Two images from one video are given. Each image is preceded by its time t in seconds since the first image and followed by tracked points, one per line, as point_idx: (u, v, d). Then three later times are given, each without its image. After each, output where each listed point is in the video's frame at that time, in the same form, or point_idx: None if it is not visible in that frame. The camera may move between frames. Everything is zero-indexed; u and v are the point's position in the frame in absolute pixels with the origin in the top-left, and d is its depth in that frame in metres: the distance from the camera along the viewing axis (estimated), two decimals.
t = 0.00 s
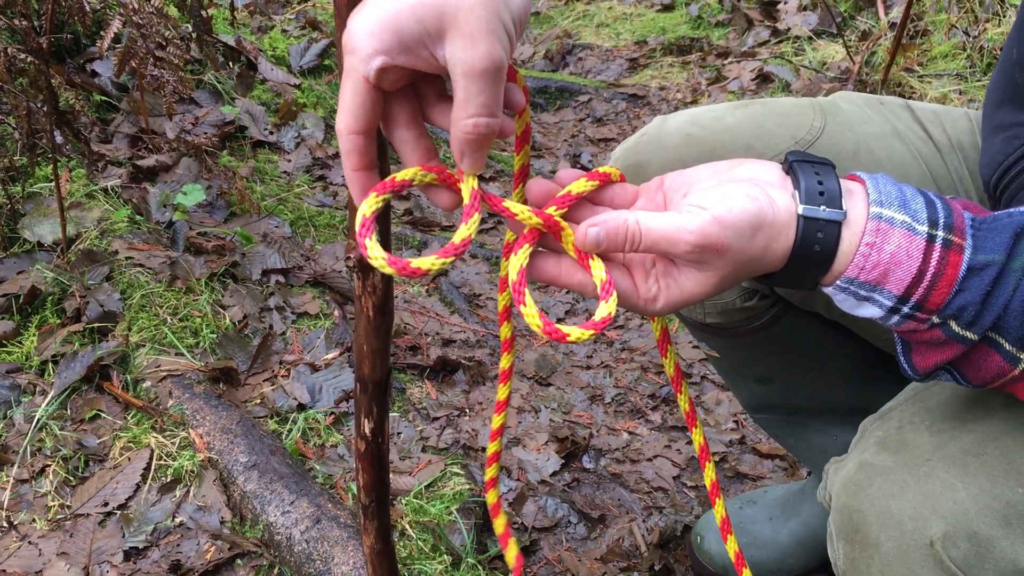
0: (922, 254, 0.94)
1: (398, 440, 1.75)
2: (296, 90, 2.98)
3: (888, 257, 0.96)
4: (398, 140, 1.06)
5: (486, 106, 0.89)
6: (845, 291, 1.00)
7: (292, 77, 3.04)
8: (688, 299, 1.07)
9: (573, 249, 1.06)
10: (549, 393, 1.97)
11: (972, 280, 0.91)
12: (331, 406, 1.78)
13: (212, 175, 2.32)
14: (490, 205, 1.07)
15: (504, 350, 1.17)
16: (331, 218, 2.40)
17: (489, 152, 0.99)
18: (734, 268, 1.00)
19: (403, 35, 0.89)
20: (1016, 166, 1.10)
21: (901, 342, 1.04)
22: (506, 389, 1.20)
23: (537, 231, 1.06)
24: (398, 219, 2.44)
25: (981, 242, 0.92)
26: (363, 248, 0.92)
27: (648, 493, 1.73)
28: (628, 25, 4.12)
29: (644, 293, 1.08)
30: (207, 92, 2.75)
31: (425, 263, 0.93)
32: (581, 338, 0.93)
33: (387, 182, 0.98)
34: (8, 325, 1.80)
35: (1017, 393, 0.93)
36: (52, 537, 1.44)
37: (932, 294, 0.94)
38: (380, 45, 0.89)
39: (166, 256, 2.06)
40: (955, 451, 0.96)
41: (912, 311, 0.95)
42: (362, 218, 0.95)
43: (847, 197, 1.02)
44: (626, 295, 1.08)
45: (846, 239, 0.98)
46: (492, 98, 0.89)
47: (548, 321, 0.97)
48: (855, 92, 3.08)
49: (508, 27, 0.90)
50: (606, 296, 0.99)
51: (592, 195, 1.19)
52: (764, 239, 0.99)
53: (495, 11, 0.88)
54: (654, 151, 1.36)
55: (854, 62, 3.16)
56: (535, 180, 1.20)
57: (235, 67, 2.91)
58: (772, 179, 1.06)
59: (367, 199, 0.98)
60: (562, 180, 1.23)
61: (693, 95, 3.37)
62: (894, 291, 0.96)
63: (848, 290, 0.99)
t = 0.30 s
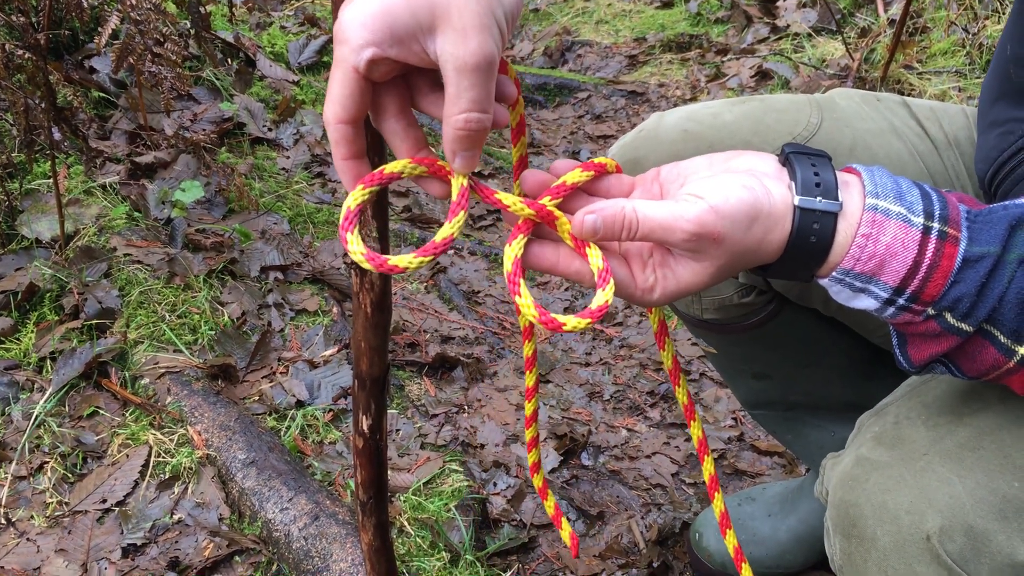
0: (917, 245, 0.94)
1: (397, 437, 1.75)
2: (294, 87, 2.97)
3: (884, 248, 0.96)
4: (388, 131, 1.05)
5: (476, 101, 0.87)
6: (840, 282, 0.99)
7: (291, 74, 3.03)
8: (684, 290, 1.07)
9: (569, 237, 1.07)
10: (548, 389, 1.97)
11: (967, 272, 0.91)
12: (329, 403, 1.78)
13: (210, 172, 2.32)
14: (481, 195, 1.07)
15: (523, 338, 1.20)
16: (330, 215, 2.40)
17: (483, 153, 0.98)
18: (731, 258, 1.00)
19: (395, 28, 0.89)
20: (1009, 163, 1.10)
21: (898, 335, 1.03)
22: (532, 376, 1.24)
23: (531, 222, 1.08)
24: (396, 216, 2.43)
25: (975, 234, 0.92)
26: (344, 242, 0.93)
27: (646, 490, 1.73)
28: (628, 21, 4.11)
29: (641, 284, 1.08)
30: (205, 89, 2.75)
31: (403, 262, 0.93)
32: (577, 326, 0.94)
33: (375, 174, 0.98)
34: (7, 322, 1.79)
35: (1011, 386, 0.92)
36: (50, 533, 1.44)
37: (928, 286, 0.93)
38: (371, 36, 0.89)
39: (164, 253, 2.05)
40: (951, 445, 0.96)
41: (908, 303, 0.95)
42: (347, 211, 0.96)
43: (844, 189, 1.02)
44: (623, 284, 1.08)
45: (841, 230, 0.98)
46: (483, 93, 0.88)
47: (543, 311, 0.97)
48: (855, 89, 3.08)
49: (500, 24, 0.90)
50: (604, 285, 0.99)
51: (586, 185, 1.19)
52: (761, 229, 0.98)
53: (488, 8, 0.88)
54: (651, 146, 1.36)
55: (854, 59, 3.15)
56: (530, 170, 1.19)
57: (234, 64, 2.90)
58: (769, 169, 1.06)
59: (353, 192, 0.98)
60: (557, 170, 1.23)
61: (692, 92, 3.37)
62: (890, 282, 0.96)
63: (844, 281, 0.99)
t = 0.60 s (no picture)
0: (919, 252, 0.94)
1: (398, 435, 1.75)
2: (295, 85, 2.97)
3: (885, 256, 0.96)
4: (399, 126, 1.06)
5: (490, 93, 0.87)
6: (843, 291, 1.00)
7: (292, 72, 3.03)
8: (691, 304, 1.07)
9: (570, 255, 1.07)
10: (549, 388, 1.97)
11: (970, 277, 0.91)
12: (330, 401, 1.78)
13: (211, 170, 2.32)
14: (492, 195, 1.07)
15: (494, 340, 1.18)
16: (331, 213, 2.40)
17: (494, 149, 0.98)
18: (733, 272, 1.00)
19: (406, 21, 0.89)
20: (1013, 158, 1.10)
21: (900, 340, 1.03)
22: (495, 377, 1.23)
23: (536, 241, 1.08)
24: (398, 214, 2.43)
25: (976, 238, 0.92)
26: (355, 231, 0.92)
27: (647, 489, 1.73)
28: (629, 20, 4.11)
29: (647, 301, 1.08)
30: (206, 87, 2.75)
31: (414, 253, 0.93)
32: (585, 341, 0.94)
33: (387, 164, 0.97)
34: (8, 320, 1.79)
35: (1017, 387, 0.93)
36: (51, 531, 1.44)
37: (931, 292, 0.93)
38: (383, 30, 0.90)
39: (165, 251, 2.05)
40: (955, 441, 0.96)
41: (911, 309, 0.95)
42: (359, 199, 0.96)
43: (841, 198, 1.01)
44: (629, 302, 1.07)
45: (841, 239, 0.98)
46: (496, 85, 0.88)
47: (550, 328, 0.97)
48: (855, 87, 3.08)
49: (511, 18, 0.91)
50: (608, 300, 0.98)
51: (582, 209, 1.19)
52: (761, 242, 0.98)
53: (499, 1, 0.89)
54: (658, 141, 1.36)
55: (854, 57, 3.15)
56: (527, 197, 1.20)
57: (235, 62, 2.90)
58: (766, 181, 1.06)
59: (365, 180, 0.97)
60: (552, 194, 1.23)
61: (693, 91, 3.36)
62: (892, 289, 0.96)
63: (846, 290, 0.99)
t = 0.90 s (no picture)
0: (916, 252, 0.93)
1: (399, 434, 1.75)
2: (297, 84, 2.98)
3: (883, 257, 0.95)
4: (399, 131, 1.05)
5: (491, 99, 0.88)
6: (841, 292, 0.99)
7: (293, 71, 3.03)
8: (692, 308, 1.07)
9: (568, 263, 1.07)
10: (550, 387, 1.97)
11: (967, 277, 0.91)
12: (331, 400, 1.78)
13: (212, 169, 2.32)
14: (492, 202, 1.07)
15: (497, 347, 1.22)
16: (332, 212, 2.40)
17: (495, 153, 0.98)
18: (733, 275, 1.00)
19: (408, 26, 0.89)
20: (1012, 157, 1.10)
21: (899, 341, 1.03)
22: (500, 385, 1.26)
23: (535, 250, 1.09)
24: (399, 213, 2.43)
25: (975, 239, 0.92)
26: (357, 236, 0.92)
27: (648, 488, 1.73)
28: (630, 19, 4.11)
29: (649, 306, 1.07)
30: (207, 86, 2.75)
31: (416, 258, 0.93)
32: (578, 346, 0.94)
33: (389, 169, 0.97)
34: (9, 319, 1.80)
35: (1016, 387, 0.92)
36: (52, 530, 1.44)
37: (929, 292, 0.93)
38: (384, 34, 0.89)
39: (166, 250, 2.06)
40: (953, 440, 0.96)
41: (909, 310, 0.95)
42: (360, 204, 0.96)
43: (838, 198, 1.01)
44: (631, 309, 1.06)
45: (839, 240, 0.98)
46: (497, 91, 0.88)
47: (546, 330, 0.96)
48: (857, 86, 3.07)
49: (512, 23, 0.91)
50: (606, 304, 0.98)
51: (579, 219, 1.20)
52: (758, 244, 0.98)
53: (500, 6, 0.89)
54: (659, 139, 1.36)
55: (856, 56, 3.15)
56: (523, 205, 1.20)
57: (236, 61, 2.90)
58: (763, 183, 1.06)
59: (367, 185, 0.97)
60: (548, 205, 1.23)
61: (694, 90, 3.36)
62: (890, 290, 0.96)
63: (844, 291, 0.99)
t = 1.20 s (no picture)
0: (913, 253, 0.93)
1: (398, 434, 1.74)
2: (296, 84, 2.98)
3: (880, 258, 0.95)
4: (388, 139, 1.03)
5: (475, 109, 0.87)
6: (837, 292, 0.99)
7: (292, 71, 3.03)
8: (689, 310, 1.07)
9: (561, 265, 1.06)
10: (549, 386, 1.97)
11: (964, 278, 0.90)
12: (330, 400, 1.78)
13: (211, 169, 2.32)
14: (480, 209, 1.07)
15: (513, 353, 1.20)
16: (331, 211, 2.40)
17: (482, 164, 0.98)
18: (729, 275, 0.99)
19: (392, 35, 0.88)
20: (1009, 158, 1.10)
21: (895, 341, 1.03)
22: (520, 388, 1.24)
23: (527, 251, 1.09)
24: (397, 213, 2.43)
25: (972, 240, 0.91)
26: (340, 249, 0.94)
27: (647, 487, 1.73)
28: (629, 18, 4.10)
29: (644, 311, 1.08)
30: (207, 85, 2.75)
31: (398, 270, 0.94)
32: (564, 356, 0.94)
33: (374, 181, 0.97)
34: (8, 318, 1.79)
35: (1012, 388, 0.92)
36: (51, 529, 1.44)
37: (925, 293, 0.93)
38: (370, 44, 0.89)
39: (165, 249, 2.05)
40: (948, 444, 0.95)
41: (905, 311, 0.95)
42: (346, 216, 0.97)
43: (835, 198, 1.01)
44: (624, 313, 1.07)
45: (836, 240, 0.98)
46: (481, 102, 0.87)
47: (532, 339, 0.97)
48: (856, 85, 3.07)
49: (498, 31, 0.90)
50: (595, 314, 0.98)
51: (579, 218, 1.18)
52: (753, 244, 0.98)
53: (485, 14, 0.88)
54: (654, 140, 1.36)
55: (856, 55, 3.14)
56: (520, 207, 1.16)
57: (236, 61, 2.90)
58: (760, 183, 1.06)
59: (352, 198, 0.98)
60: (546, 206, 1.21)
61: (694, 89, 3.36)
62: (887, 291, 0.96)
63: (840, 291, 0.99)
